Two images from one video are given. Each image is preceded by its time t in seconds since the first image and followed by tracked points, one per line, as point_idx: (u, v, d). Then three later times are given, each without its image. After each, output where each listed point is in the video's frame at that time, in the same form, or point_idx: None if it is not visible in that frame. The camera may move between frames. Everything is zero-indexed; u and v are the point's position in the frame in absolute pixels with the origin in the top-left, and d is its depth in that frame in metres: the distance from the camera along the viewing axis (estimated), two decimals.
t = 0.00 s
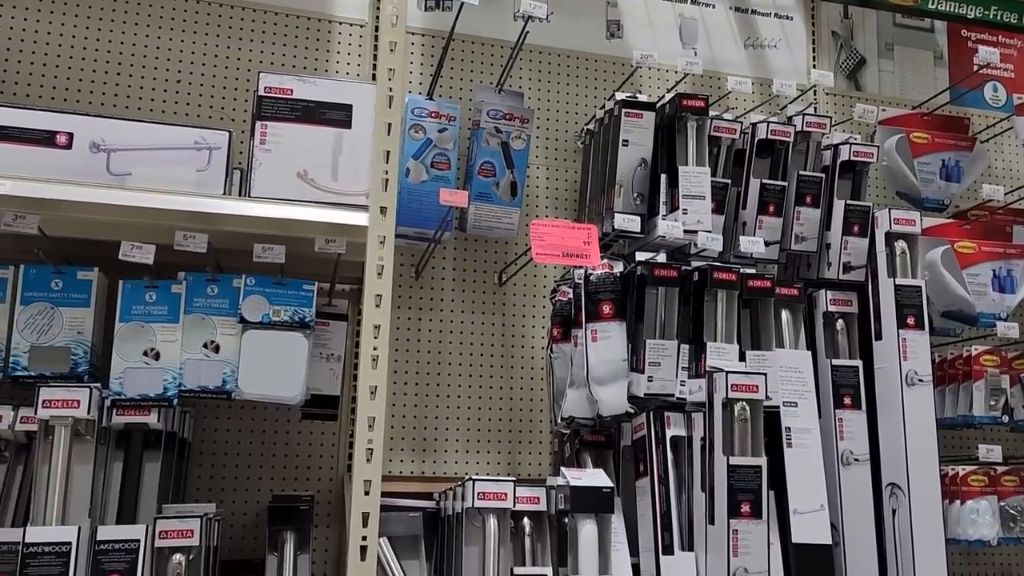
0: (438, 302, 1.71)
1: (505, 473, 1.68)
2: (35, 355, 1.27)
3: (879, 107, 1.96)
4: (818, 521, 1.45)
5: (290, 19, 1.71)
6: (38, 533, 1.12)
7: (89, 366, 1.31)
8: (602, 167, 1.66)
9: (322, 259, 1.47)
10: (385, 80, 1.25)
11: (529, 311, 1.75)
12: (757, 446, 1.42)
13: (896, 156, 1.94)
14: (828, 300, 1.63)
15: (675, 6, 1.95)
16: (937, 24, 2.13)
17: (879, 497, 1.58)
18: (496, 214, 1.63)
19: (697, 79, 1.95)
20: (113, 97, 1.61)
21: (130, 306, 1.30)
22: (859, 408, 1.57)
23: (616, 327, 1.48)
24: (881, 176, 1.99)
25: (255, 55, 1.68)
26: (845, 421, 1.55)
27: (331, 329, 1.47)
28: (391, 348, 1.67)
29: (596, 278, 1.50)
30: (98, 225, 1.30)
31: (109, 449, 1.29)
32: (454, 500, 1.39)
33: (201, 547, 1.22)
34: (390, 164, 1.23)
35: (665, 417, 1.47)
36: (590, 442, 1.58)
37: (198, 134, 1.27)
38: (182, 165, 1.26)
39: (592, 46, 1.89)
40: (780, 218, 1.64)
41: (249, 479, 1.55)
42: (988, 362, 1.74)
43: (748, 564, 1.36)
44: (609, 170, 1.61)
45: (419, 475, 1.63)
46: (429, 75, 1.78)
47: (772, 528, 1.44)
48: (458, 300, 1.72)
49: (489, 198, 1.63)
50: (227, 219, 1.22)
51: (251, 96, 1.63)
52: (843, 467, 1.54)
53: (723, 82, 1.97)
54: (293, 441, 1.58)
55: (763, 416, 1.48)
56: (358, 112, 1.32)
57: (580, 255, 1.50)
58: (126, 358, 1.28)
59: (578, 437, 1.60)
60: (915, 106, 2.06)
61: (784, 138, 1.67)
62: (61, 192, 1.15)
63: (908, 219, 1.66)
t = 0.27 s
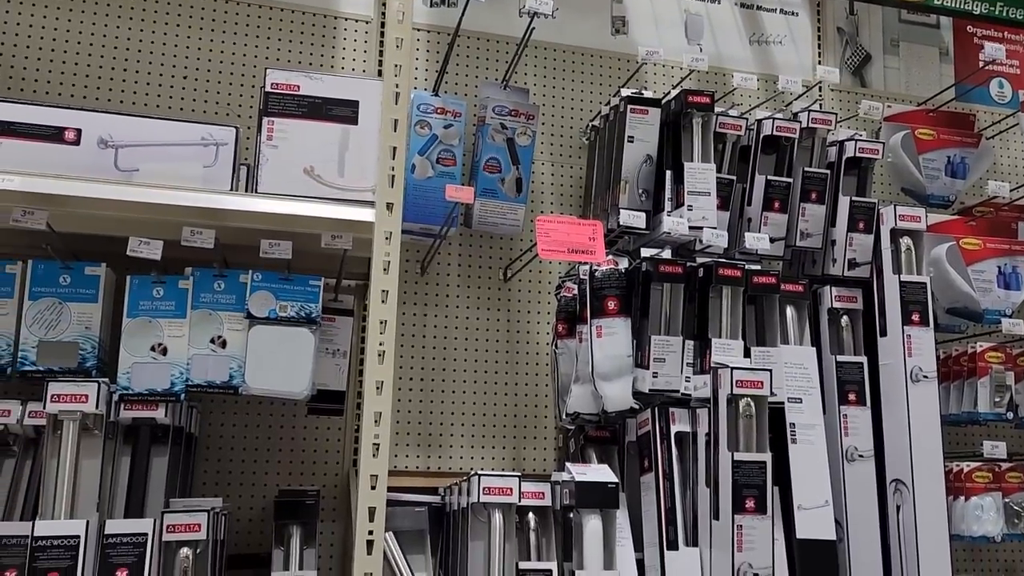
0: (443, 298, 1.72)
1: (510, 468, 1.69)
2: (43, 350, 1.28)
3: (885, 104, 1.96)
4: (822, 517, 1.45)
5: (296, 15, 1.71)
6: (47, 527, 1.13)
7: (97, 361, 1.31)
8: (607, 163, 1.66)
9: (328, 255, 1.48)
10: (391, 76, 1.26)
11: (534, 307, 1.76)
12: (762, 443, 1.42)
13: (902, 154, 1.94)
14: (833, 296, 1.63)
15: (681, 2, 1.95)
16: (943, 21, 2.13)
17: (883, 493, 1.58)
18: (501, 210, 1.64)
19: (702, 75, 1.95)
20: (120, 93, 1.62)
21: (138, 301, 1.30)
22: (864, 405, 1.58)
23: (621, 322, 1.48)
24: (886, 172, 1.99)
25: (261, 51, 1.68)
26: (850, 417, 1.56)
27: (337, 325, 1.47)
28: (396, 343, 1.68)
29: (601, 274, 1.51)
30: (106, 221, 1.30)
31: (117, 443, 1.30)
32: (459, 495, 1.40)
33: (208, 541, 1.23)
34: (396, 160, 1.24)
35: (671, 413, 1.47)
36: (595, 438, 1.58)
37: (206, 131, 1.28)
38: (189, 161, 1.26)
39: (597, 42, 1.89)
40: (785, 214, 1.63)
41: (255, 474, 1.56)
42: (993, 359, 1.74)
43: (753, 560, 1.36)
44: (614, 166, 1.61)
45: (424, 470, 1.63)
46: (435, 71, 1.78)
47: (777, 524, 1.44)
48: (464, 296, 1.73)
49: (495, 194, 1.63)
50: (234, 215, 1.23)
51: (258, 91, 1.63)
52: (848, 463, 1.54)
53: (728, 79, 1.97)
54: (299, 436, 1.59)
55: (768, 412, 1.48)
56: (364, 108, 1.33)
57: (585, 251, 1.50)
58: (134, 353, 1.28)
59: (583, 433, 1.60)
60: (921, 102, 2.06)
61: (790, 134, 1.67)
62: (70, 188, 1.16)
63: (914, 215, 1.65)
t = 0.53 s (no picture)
0: (446, 294, 1.72)
1: (512, 464, 1.69)
2: (47, 346, 1.28)
3: (888, 101, 1.96)
4: (823, 514, 1.45)
5: (299, 11, 1.71)
6: (49, 522, 1.13)
7: (101, 356, 1.31)
8: (610, 160, 1.66)
9: (330, 251, 1.48)
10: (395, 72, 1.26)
11: (537, 303, 1.76)
12: (764, 439, 1.42)
13: (905, 151, 1.94)
14: (836, 293, 1.63)
15: None
16: (946, 18, 2.12)
17: (884, 491, 1.58)
18: (504, 207, 1.64)
19: (705, 72, 1.95)
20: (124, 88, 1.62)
21: (142, 297, 1.31)
22: (866, 402, 1.58)
23: (623, 320, 1.49)
24: (890, 169, 1.97)
25: (264, 47, 1.68)
26: (852, 415, 1.56)
27: (341, 321, 1.48)
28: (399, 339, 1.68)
29: (604, 271, 1.51)
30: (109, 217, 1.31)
31: (121, 439, 1.30)
32: (461, 492, 1.40)
33: (211, 536, 1.23)
34: (400, 157, 1.24)
35: (673, 410, 1.46)
36: (597, 434, 1.59)
37: (209, 127, 1.28)
38: (193, 157, 1.26)
39: (601, 39, 1.89)
40: (788, 212, 1.64)
41: (258, 469, 1.56)
42: (995, 356, 1.74)
43: (754, 557, 1.36)
44: (617, 163, 1.61)
45: (426, 466, 1.64)
46: (438, 67, 1.78)
47: (778, 521, 1.45)
48: (466, 292, 1.73)
49: (498, 190, 1.63)
50: (237, 212, 1.23)
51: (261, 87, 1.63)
52: (849, 460, 1.55)
53: (732, 76, 1.96)
54: (302, 432, 1.59)
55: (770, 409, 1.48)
56: (367, 104, 1.33)
57: (588, 249, 1.50)
58: (137, 349, 1.28)
59: (584, 429, 1.61)
60: (924, 100, 2.06)
61: (793, 132, 1.67)
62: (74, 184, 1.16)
63: (916, 213, 1.65)
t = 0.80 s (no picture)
0: (447, 292, 1.72)
1: (513, 462, 1.69)
2: (48, 342, 1.28)
3: (890, 100, 1.96)
4: (824, 513, 1.45)
5: (301, 8, 1.71)
6: (51, 518, 1.13)
7: (102, 353, 1.31)
8: (612, 158, 1.66)
9: (332, 248, 1.48)
10: (396, 69, 1.25)
11: (538, 301, 1.76)
12: (765, 437, 1.42)
13: (907, 150, 1.94)
14: (837, 292, 1.63)
15: None
16: (948, 16, 2.12)
17: (885, 489, 1.58)
18: (506, 205, 1.63)
19: (707, 71, 1.94)
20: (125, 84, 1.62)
21: (142, 293, 1.30)
22: (867, 401, 1.58)
23: (624, 318, 1.49)
24: (891, 168, 1.98)
25: (266, 43, 1.68)
26: (853, 413, 1.56)
27: (342, 318, 1.48)
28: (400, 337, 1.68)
29: (605, 269, 1.50)
30: (111, 213, 1.31)
31: (122, 435, 1.30)
32: (462, 489, 1.40)
33: (212, 533, 1.23)
34: (402, 154, 1.24)
35: (673, 408, 1.46)
36: (598, 432, 1.59)
37: (211, 123, 1.28)
38: (195, 154, 1.26)
39: (603, 37, 1.89)
40: (789, 211, 1.64)
41: (259, 466, 1.56)
42: (997, 356, 1.74)
43: (755, 555, 1.36)
44: (619, 161, 1.61)
45: (427, 464, 1.64)
46: (439, 64, 1.78)
47: (779, 519, 1.44)
48: (467, 290, 1.73)
49: (499, 188, 1.63)
50: (239, 208, 1.23)
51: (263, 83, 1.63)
52: (850, 459, 1.55)
53: (733, 74, 1.96)
54: (302, 429, 1.59)
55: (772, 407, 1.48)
56: (369, 101, 1.33)
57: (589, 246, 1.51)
58: (138, 345, 1.28)
59: (585, 427, 1.61)
60: (926, 99, 2.06)
61: (795, 130, 1.67)
62: (76, 180, 1.16)
63: (918, 211, 1.65)
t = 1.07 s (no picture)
0: (447, 291, 1.72)
1: (513, 461, 1.69)
2: (48, 340, 1.28)
3: (891, 100, 1.96)
4: (824, 512, 1.45)
5: (302, 6, 1.71)
6: (51, 516, 1.13)
7: (102, 351, 1.31)
8: (613, 157, 1.66)
9: (332, 246, 1.48)
10: (397, 68, 1.25)
11: (538, 300, 1.76)
12: (765, 437, 1.42)
13: (908, 149, 1.94)
14: (837, 291, 1.63)
15: None
16: (949, 16, 2.12)
17: (885, 489, 1.58)
18: (506, 204, 1.63)
19: (708, 70, 1.94)
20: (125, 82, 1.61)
21: (142, 291, 1.30)
22: (867, 400, 1.58)
23: (625, 317, 1.49)
24: (891, 168, 1.99)
25: (266, 41, 1.68)
26: (852, 413, 1.56)
27: (342, 317, 1.48)
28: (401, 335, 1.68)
29: (606, 268, 1.50)
30: (111, 211, 1.31)
31: (122, 433, 1.31)
32: (462, 488, 1.40)
33: (211, 531, 1.23)
34: (403, 153, 1.24)
35: (673, 407, 1.46)
36: (598, 431, 1.59)
37: (212, 121, 1.28)
38: (196, 152, 1.26)
39: (604, 36, 1.89)
40: (790, 210, 1.64)
41: (259, 464, 1.56)
42: (997, 355, 1.74)
43: (754, 554, 1.37)
44: (619, 160, 1.61)
45: (427, 462, 1.64)
46: (440, 63, 1.78)
47: (779, 518, 1.44)
48: (468, 289, 1.73)
49: (500, 187, 1.63)
50: (239, 206, 1.23)
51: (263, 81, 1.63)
52: (850, 459, 1.55)
53: (734, 73, 1.96)
54: (302, 427, 1.59)
55: (772, 407, 1.48)
56: (370, 100, 1.32)
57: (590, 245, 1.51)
58: (138, 343, 1.28)
59: (586, 426, 1.61)
60: (926, 99, 2.06)
61: (795, 130, 1.67)
62: (76, 177, 1.16)
63: (918, 211, 1.65)
